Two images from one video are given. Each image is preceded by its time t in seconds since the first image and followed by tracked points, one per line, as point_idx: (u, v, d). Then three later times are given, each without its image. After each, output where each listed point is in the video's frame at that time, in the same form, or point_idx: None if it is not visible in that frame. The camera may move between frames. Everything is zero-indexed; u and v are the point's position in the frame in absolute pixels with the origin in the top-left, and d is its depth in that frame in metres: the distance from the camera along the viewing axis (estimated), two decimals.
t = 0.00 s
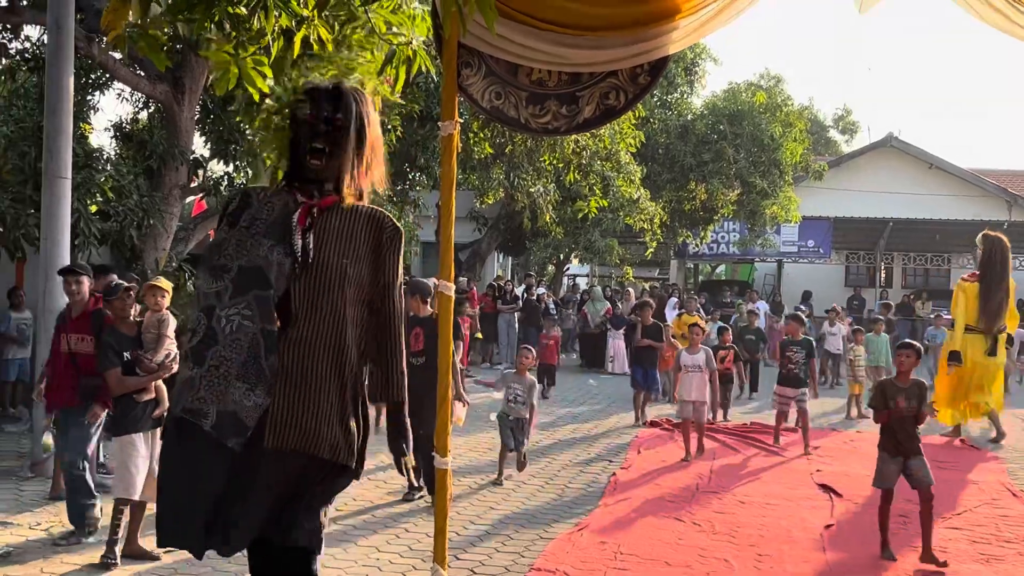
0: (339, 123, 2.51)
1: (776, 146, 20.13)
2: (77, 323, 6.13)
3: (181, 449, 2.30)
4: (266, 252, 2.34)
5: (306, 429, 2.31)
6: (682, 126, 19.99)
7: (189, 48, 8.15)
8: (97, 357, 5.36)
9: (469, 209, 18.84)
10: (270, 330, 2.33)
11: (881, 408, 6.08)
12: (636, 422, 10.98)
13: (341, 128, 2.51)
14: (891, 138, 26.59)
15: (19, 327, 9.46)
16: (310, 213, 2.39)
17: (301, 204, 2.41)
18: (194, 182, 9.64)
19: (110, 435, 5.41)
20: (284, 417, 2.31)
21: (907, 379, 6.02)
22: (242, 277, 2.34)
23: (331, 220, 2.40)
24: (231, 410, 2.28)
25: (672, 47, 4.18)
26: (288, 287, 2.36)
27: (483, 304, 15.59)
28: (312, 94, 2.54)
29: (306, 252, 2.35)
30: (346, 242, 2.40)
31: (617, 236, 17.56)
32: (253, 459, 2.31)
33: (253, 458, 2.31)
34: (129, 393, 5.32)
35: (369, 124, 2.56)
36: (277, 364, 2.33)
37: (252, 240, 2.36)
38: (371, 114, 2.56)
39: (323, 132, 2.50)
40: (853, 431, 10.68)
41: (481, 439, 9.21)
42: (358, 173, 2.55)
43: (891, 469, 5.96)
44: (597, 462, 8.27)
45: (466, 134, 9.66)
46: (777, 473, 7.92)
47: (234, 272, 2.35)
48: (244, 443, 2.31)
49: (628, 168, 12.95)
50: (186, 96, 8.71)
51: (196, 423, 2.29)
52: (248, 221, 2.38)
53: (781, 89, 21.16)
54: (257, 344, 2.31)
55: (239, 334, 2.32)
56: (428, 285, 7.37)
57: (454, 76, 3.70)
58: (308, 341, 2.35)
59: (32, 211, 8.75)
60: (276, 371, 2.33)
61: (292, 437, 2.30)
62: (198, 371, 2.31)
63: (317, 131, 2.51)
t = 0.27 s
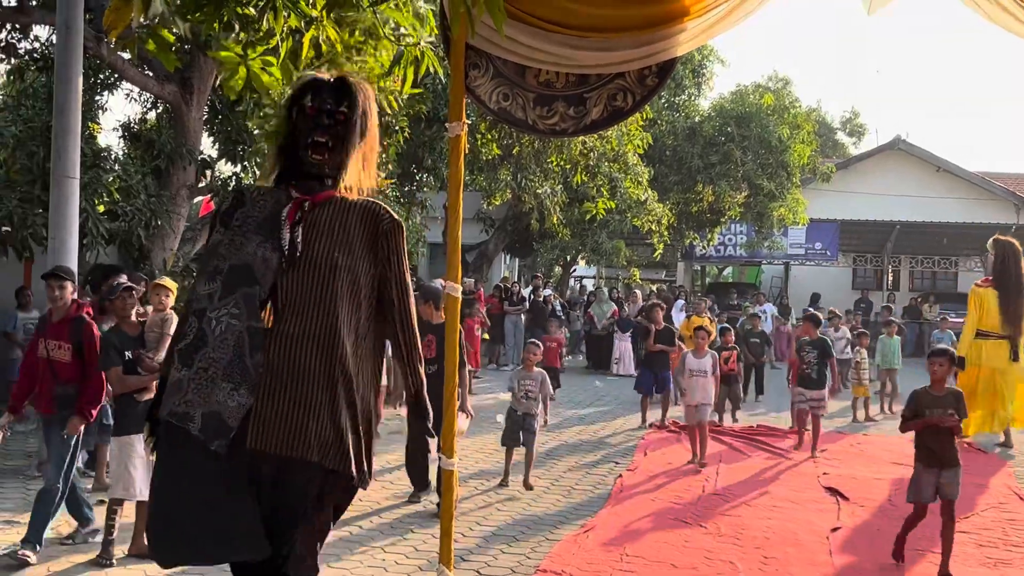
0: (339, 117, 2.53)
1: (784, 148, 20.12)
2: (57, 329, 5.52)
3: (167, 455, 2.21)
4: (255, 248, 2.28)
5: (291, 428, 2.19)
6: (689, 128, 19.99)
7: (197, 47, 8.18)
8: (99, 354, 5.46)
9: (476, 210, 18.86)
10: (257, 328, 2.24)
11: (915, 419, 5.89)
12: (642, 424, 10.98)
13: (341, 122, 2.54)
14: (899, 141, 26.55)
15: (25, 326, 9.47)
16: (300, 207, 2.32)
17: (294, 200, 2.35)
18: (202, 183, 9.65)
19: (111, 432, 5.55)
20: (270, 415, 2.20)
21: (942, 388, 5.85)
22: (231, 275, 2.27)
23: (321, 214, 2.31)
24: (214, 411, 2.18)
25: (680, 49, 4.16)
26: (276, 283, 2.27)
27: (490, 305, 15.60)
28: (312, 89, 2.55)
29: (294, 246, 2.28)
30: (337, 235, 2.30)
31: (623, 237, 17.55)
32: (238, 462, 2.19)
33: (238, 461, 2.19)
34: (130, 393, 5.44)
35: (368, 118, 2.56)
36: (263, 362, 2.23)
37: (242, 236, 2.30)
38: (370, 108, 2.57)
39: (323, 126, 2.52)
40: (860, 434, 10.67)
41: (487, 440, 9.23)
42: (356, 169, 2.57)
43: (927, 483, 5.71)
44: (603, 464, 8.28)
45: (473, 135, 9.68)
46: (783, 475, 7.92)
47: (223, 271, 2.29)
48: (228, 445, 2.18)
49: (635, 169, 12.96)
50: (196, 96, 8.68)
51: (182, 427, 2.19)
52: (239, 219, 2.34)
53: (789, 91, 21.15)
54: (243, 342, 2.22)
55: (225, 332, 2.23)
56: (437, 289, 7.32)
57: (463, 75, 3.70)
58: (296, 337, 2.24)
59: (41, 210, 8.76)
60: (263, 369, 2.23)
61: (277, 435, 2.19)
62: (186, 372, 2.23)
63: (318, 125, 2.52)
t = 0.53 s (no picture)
0: (338, 104, 2.42)
1: (794, 150, 20.08)
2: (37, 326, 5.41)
3: (162, 459, 2.16)
4: (250, 245, 2.22)
5: (284, 427, 2.08)
6: (699, 130, 19.97)
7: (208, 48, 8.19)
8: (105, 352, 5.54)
9: (485, 211, 18.87)
10: (251, 327, 2.16)
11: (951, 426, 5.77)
12: (651, 426, 10.97)
13: (338, 111, 2.42)
14: (909, 143, 26.49)
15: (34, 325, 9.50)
16: (295, 202, 2.25)
17: (291, 195, 2.28)
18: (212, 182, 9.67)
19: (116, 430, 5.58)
20: (259, 415, 2.09)
21: (978, 395, 5.72)
22: (226, 274, 2.22)
23: (316, 207, 2.23)
24: (206, 413, 2.11)
25: (690, 51, 4.15)
26: (271, 280, 2.20)
27: (499, 306, 15.61)
28: (306, 77, 2.44)
29: (288, 241, 2.21)
30: (332, 230, 2.22)
31: (632, 239, 17.53)
32: (228, 465, 2.09)
33: (227, 464, 2.10)
34: (133, 391, 5.46)
35: (365, 104, 2.45)
36: (257, 361, 2.14)
37: (237, 235, 2.24)
38: (367, 95, 2.46)
39: (320, 116, 2.41)
40: (870, 437, 10.65)
41: (496, 441, 9.23)
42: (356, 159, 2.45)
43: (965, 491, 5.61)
44: (612, 465, 8.28)
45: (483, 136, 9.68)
46: (792, 477, 7.91)
47: (220, 269, 2.23)
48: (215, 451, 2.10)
49: (645, 171, 12.95)
50: (205, 96, 8.71)
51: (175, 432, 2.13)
52: (236, 217, 2.28)
53: (799, 93, 21.12)
54: (236, 341, 2.14)
55: (219, 331, 2.16)
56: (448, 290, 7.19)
57: (475, 76, 3.69)
58: (287, 334, 2.15)
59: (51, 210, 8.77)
60: (255, 369, 2.13)
61: (266, 434, 2.07)
62: (182, 376, 2.17)
63: (316, 115, 2.41)
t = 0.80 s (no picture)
0: (337, 107, 2.19)
1: (806, 150, 20.05)
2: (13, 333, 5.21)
3: (169, 496, 1.90)
4: (254, 257, 1.97)
5: (311, 456, 1.89)
6: (710, 130, 19.96)
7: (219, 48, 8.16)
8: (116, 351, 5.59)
9: (497, 211, 18.91)
10: (264, 347, 1.93)
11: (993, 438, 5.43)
12: (663, 427, 10.97)
13: (338, 114, 2.19)
14: (921, 144, 26.43)
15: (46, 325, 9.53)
16: (300, 210, 2.02)
17: (293, 201, 2.05)
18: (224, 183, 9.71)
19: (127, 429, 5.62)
20: (283, 445, 1.89)
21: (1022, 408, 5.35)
22: (230, 289, 1.97)
23: (323, 217, 2.02)
24: (224, 443, 1.87)
25: (704, 52, 4.07)
26: (282, 296, 1.97)
27: (510, 306, 15.64)
28: (299, 75, 2.21)
29: (299, 254, 1.98)
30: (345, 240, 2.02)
31: (643, 239, 17.53)
32: (252, 501, 1.87)
33: (251, 498, 1.88)
34: (144, 390, 5.51)
35: (366, 107, 2.23)
36: (274, 384, 1.93)
37: (238, 244, 1.99)
38: (368, 96, 2.24)
39: (320, 119, 2.18)
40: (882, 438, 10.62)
41: (508, 441, 9.25)
42: (359, 164, 2.22)
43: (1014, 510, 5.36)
44: (624, 466, 8.28)
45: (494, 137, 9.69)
46: (804, 479, 7.90)
47: (219, 284, 1.98)
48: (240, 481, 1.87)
49: (656, 171, 12.95)
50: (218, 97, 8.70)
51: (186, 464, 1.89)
52: (232, 226, 2.03)
53: (811, 94, 21.08)
54: (250, 364, 1.92)
55: (228, 353, 1.93)
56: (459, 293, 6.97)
57: (487, 77, 3.68)
58: (307, 355, 1.95)
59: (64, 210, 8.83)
60: (274, 394, 1.92)
61: (293, 466, 1.88)
62: (186, 401, 1.92)
63: (314, 117, 2.19)
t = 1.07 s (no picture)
0: (341, 87, 2.20)
1: (820, 150, 19.98)
2: None
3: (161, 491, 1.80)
4: (255, 240, 1.92)
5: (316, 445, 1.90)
6: (724, 131, 19.91)
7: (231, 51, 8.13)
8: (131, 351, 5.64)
9: (509, 212, 18.90)
10: (266, 334, 1.88)
11: None
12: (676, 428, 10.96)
13: (341, 96, 2.21)
14: (936, 144, 26.31)
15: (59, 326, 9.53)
16: (303, 193, 2.01)
17: (293, 184, 2.03)
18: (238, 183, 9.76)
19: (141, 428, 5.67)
20: (289, 431, 1.89)
21: None
22: (225, 271, 1.89)
23: (327, 201, 2.04)
24: (222, 433, 1.80)
25: (717, 52, 4.02)
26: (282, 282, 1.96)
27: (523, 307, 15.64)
28: (303, 52, 2.21)
29: (303, 238, 1.98)
30: (348, 228, 2.04)
31: (657, 240, 17.49)
32: (254, 491, 1.83)
33: (254, 489, 1.83)
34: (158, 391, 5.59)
35: (370, 90, 2.27)
36: (275, 372, 1.89)
37: (237, 226, 1.93)
38: (371, 79, 2.27)
39: (324, 100, 2.18)
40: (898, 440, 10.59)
41: (520, 442, 9.25)
42: (352, 150, 2.25)
43: None
44: (637, 468, 8.27)
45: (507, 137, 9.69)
46: (818, 480, 7.88)
47: (212, 265, 1.89)
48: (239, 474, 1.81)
49: (670, 172, 12.94)
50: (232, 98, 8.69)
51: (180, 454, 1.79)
52: (227, 205, 1.96)
53: (825, 94, 21.00)
54: (251, 351, 1.86)
55: (225, 337, 1.85)
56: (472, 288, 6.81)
57: (499, 79, 3.67)
58: (313, 340, 1.96)
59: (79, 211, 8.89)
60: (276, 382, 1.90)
61: (300, 452, 1.88)
62: (175, 389, 1.82)
63: (317, 96, 2.18)
